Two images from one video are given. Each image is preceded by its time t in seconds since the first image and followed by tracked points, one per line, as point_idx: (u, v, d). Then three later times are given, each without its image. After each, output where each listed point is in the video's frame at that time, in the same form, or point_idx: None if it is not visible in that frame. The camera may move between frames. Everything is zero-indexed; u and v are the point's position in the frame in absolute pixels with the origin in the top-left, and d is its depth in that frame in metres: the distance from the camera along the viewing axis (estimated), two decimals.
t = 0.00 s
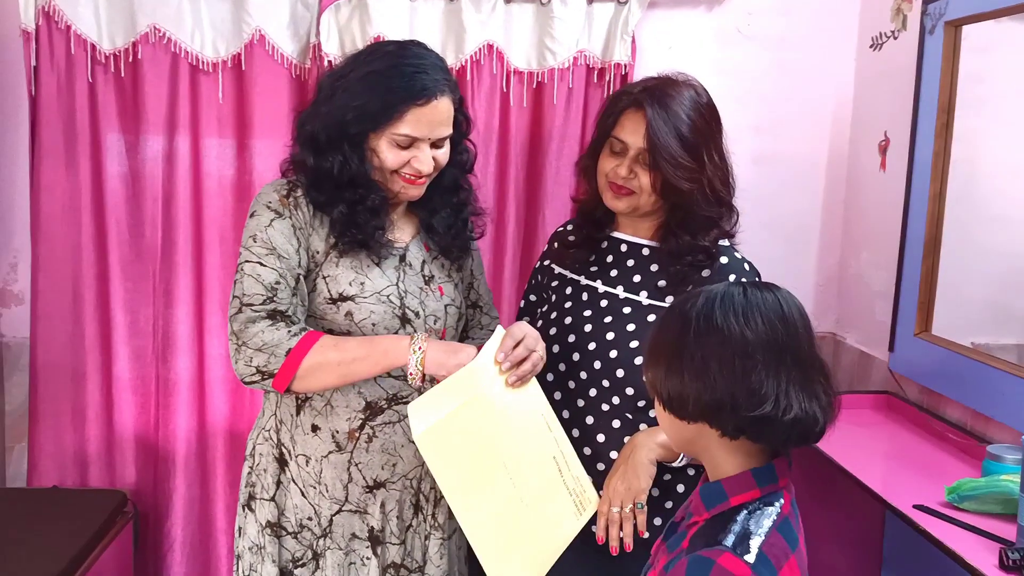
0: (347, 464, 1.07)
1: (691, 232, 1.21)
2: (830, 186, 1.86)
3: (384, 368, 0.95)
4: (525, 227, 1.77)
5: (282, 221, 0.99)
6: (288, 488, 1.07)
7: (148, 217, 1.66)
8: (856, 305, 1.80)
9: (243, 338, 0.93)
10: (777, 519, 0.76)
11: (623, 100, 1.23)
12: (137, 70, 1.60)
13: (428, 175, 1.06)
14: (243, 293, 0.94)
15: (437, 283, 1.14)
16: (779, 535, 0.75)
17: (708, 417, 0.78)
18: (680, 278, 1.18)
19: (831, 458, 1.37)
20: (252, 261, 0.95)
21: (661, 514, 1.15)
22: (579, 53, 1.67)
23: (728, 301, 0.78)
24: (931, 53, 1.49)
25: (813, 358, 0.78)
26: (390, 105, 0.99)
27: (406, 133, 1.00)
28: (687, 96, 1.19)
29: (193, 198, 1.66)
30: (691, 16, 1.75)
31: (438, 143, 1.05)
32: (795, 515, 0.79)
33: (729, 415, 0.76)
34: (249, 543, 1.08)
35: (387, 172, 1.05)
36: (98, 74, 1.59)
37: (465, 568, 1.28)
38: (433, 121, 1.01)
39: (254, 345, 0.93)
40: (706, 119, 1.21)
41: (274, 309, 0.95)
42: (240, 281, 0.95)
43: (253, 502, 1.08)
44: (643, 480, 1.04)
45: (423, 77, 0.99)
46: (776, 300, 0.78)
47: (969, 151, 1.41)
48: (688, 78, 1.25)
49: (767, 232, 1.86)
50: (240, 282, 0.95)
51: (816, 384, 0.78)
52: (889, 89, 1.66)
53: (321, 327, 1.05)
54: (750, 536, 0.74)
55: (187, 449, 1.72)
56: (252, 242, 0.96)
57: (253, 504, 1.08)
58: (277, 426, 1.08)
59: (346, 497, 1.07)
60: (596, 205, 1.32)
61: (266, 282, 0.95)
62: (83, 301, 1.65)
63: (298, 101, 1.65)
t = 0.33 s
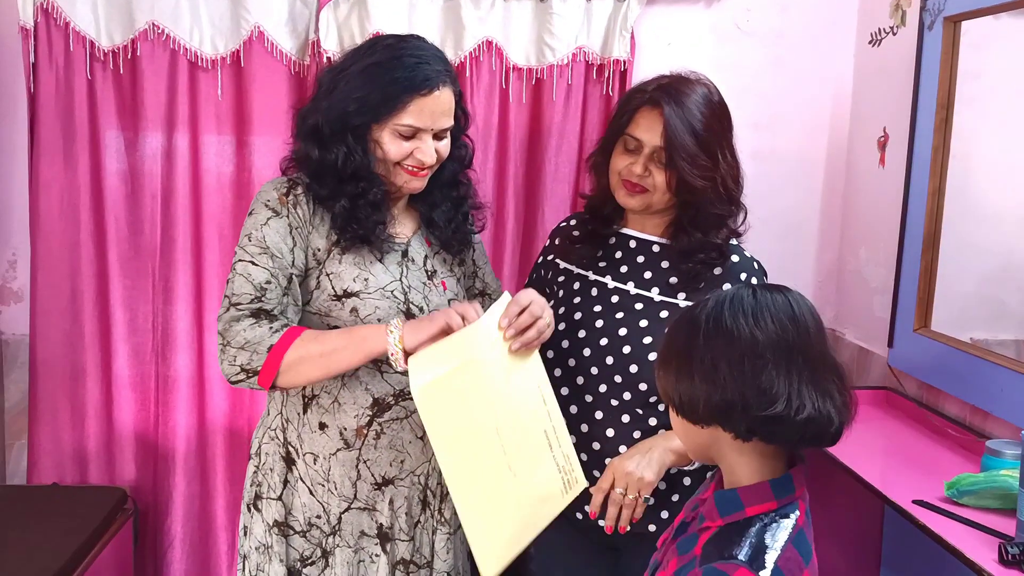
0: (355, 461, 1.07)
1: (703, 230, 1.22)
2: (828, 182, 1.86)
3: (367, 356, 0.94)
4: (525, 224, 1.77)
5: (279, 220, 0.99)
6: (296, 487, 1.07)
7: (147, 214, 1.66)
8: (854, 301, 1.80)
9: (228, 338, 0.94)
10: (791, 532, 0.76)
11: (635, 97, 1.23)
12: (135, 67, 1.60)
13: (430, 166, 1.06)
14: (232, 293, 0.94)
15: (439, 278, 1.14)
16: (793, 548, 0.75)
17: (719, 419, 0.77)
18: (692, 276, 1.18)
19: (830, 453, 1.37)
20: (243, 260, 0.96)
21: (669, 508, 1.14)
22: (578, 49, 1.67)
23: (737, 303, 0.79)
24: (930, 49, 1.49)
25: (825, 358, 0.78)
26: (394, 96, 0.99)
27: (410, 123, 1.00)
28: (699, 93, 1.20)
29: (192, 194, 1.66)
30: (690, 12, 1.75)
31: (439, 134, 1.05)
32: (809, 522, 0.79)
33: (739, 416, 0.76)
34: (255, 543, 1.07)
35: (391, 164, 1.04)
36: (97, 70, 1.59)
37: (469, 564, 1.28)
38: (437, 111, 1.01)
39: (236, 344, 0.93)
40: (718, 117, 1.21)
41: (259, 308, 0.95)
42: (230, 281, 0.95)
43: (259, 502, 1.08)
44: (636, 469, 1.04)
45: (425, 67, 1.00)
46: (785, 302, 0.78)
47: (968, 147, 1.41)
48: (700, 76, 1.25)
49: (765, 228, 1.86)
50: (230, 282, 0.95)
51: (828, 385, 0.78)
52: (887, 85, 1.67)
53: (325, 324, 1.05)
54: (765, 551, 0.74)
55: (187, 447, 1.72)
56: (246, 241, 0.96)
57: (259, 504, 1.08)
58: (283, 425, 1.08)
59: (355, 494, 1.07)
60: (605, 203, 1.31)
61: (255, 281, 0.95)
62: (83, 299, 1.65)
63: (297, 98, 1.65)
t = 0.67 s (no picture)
0: (352, 457, 1.07)
1: (705, 226, 1.22)
2: (824, 179, 1.86)
3: (351, 339, 0.92)
4: (522, 220, 1.77)
5: (273, 215, 0.99)
6: (293, 483, 1.07)
7: (142, 211, 1.66)
8: (850, 297, 1.81)
9: (218, 329, 0.94)
10: (748, 520, 0.76)
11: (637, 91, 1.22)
12: (130, 63, 1.59)
13: (430, 157, 1.05)
14: (224, 285, 0.95)
15: (438, 273, 1.14)
16: (749, 535, 0.74)
17: (679, 407, 0.77)
18: (693, 273, 1.18)
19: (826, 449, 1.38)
20: (237, 254, 0.96)
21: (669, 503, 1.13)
22: (574, 45, 1.67)
23: (700, 293, 0.79)
24: (925, 46, 1.49)
25: (788, 348, 0.77)
26: (390, 85, 0.99)
27: (408, 112, 1.00)
28: (703, 88, 1.19)
29: (187, 191, 1.66)
30: (685, 8, 1.75)
31: (438, 125, 1.04)
32: (770, 512, 0.79)
33: (697, 404, 0.76)
34: (255, 541, 1.08)
35: (388, 155, 1.03)
36: (91, 67, 1.58)
37: (468, 560, 1.28)
38: (435, 101, 1.01)
39: (225, 334, 0.93)
40: (720, 111, 1.20)
41: (247, 296, 0.94)
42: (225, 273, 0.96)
43: (258, 498, 1.08)
44: (630, 458, 1.05)
45: (421, 57, 1.00)
46: (749, 294, 0.78)
47: (964, 143, 1.41)
48: (703, 71, 1.24)
49: (762, 225, 1.86)
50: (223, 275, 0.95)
51: (792, 376, 0.77)
52: (883, 82, 1.67)
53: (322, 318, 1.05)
54: (720, 537, 0.73)
55: (183, 444, 1.72)
56: (240, 235, 0.96)
57: (258, 500, 1.08)
58: (281, 421, 1.08)
59: (351, 490, 1.07)
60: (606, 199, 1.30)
61: (247, 273, 0.95)
62: (78, 296, 1.64)
63: (293, 95, 1.65)
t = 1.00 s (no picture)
0: (355, 454, 1.06)
1: (704, 219, 1.20)
2: (821, 176, 1.86)
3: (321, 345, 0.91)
4: (518, 218, 1.77)
5: (273, 213, 0.98)
6: (295, 480, 1.07)
7: (138, 208, 1.65)
8: (846, 294, 1.81)
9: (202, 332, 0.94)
10: (679, 497, 0.77)
11: (637, 86, 1.22)
12: (126, 60, 1.59)
13: (432, 153, 1.05)
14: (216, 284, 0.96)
15: (442, 273, 1.14)
16: (679, 511, 0.76)
17: (613, 382, 0.80)
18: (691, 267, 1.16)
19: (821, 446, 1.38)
20: (233, 252, 0.96)
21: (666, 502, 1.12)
22: (571, 42, 1.67)
23: (657, 279, 0.80)
24: (921, 43, 1.49)
25: (727, 343, 0.77)
26: (389, 77, 0.99)
27: (408, 106, 1.00)
28: (702, 81, 1.18)
29: (183, 189, 1.66)
30: (682, 5, 1.75)
31: (439, 121, 1.04)
32: (706, 491, 0.80)
33: (625, 382, 0.78)
34: (255, 536, 1.08)
35: (388, 150, 1.03)
36: (87, 64, 1.58)
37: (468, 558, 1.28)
38: (435, 95, 1.01)
39: (207, 337, 0.93)
40: (720, 105, 1.19)
41: (229, 298, 0.95)
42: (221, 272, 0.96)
43: (259, 494, 1.08)
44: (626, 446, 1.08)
45: (423, 50, 1.00)
46: (704, 287, 0.78)
47: (959, 140, 1.41)
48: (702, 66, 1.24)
49: (758, 223, 1.86)
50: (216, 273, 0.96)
51: (726, 372, 0.77)
52: (879, 79, 1.67)
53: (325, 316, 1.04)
54: (649, 514, 0.75)
55: (179, 441, 1.71)
56: (238, 233, 0.96)
57: (260, 496, 1.08)
58: (284, 417, 1.08)
59: (354, 488, 1.07)
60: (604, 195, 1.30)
61: (238, 273, 0.95)
62: (73, 293, 1.64)
63: (289, 92, 1.65)
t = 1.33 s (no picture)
0: (351, 449, 1.06)
1: (704, 214, 1.19)
2: (819, 174, 1.86)
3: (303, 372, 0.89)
4: (516, 215, 1.77)
5: (273, 213, 0.98)
6: (293, 474, 1.07)
7: (136, 206, 1.65)
8: (845, 292, 1.81)
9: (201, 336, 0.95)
10: (647, 482, 0.79)
11: (634, 81, 1.22)
12: (122, 57, 1.58)
13: (427, 155, 1.04)
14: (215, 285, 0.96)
15: (443, 271, 1.13)
16: (648, 496, 0.78)
17: (585, 370, 0.81)
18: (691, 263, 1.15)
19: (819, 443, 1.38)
20: (232, 254, 0.96)
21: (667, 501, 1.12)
22: (568, 40, 1.66)
23: (634, 271, 0.81)
24: (919, 40, 1.49)
25: (698, 339, 0.79)
26: (387, 75, 0.99)
27: (403, 108, 1.00)
28: (701, 78, 1.17)
29: (181, 187, 1.65)
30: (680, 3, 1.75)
31: (436, 124, 1.03)
32: (671, 475, 0.82)
33: (597, 371, 0.79)
34: (253, 530, 1.08)
35: (385, 150, 1.04)
36: (84, 62, 1.57)
37: (468, 554, 1.28)
38: (431, 97, 1.00)
39: (202, 341, 0.94)
40: (719, 101, 1.18)
41: (226, 304, 0.94)
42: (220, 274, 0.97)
43: (258, 488, 1.08)
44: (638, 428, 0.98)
45: (420, 48, 1.00)
46: (679, 281, 0.80)
47: (958, 138, 1.41)
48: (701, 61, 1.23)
49: (757, 221, 1.86)
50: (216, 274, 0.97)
51: (696, 366, 0.79)
52: (877, 77, 1.67)
53: (325, 314, 1.04)
54: (618, 498, 0.77)
55: (178, 439, 1.71)
56: (238, 233, 0.97)
57: (258, 490, 1.08)
58: (282, 412, 1.08)
59: (351, 483, 1.07)
60: (604, 192, 1.30)
61: (236, 276, 0.95)
62: (70, 292, 1.64)
63: (286, 90, 1.65)
